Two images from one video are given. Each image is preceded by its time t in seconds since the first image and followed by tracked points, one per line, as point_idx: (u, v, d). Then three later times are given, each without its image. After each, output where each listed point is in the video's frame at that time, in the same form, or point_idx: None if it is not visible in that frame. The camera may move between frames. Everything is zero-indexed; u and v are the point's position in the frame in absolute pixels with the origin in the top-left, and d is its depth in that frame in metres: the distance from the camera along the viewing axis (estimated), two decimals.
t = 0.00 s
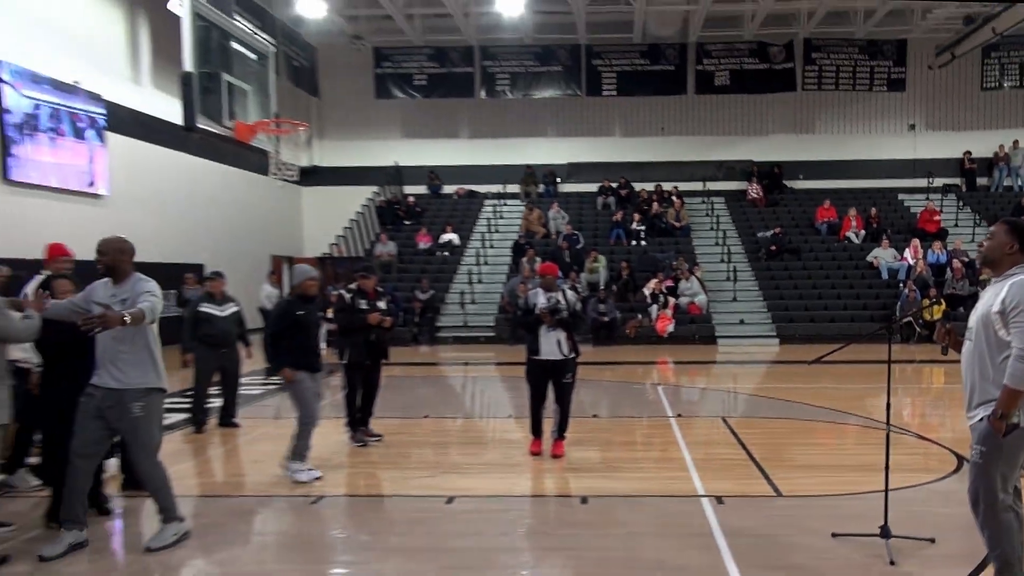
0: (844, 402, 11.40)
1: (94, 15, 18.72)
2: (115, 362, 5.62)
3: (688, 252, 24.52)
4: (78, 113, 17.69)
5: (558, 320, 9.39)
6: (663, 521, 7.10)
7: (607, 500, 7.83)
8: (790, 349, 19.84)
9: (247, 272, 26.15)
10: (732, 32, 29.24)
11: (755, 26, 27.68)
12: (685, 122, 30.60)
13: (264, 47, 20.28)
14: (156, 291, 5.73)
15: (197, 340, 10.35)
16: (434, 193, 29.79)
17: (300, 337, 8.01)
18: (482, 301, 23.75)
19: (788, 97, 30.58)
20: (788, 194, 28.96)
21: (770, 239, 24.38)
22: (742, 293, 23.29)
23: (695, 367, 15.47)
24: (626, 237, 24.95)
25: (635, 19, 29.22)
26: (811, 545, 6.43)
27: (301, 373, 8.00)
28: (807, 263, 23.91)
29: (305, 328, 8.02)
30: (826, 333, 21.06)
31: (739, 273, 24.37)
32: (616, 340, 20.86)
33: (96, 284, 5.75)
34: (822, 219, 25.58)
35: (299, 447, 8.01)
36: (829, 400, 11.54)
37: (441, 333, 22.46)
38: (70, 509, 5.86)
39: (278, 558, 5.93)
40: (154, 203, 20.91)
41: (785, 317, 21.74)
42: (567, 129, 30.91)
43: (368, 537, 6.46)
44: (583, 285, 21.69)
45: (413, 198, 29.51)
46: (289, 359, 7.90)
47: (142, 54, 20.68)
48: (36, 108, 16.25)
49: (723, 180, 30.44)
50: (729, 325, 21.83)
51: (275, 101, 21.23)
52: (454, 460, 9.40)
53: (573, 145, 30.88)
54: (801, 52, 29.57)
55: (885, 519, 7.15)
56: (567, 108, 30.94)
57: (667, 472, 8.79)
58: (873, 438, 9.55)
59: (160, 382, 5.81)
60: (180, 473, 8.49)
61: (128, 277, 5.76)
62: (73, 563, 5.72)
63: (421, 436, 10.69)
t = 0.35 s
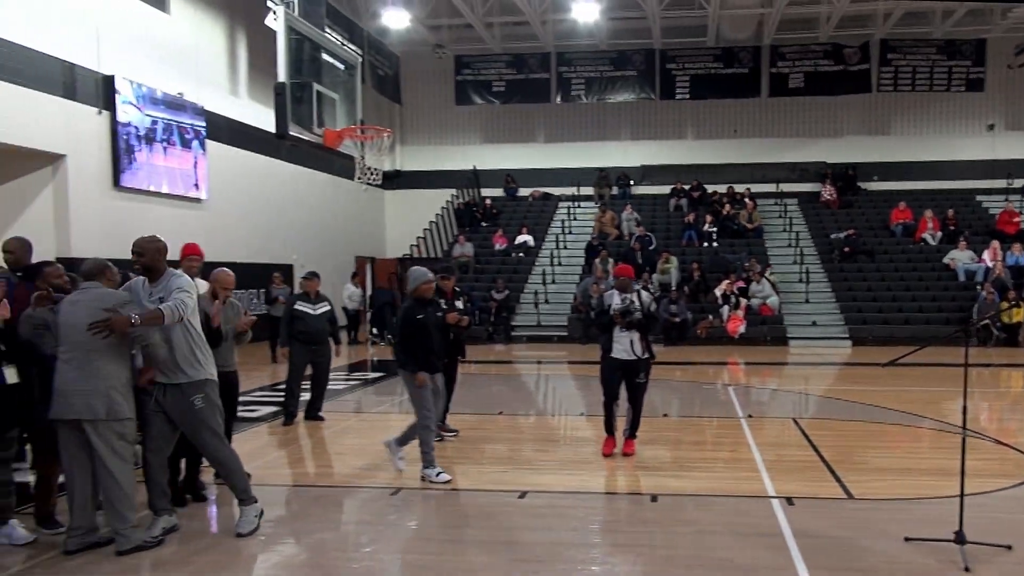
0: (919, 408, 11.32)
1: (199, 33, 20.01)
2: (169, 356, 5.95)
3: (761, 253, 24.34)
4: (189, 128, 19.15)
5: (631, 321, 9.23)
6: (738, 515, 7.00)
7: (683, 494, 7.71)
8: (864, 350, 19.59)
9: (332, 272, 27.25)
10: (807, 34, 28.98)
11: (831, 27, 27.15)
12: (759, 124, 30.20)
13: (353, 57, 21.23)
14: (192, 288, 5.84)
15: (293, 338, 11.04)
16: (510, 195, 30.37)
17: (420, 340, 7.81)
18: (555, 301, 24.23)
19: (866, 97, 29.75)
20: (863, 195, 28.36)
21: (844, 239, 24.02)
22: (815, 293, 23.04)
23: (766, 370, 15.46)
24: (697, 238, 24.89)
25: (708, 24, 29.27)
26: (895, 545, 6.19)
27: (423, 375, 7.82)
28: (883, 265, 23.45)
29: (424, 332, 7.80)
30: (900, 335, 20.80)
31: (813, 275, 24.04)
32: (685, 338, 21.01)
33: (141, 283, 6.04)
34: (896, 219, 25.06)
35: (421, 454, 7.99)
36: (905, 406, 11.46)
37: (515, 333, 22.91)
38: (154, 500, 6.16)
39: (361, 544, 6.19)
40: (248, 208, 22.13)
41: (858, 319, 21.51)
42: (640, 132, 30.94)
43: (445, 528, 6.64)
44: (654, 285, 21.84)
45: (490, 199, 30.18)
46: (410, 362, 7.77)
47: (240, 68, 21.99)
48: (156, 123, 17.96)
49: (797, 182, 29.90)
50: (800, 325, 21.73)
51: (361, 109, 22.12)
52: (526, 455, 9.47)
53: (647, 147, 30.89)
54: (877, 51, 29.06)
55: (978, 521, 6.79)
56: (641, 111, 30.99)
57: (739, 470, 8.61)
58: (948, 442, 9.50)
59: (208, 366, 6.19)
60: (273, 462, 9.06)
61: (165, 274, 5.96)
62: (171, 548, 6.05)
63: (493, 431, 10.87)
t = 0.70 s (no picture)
0: (951, 407, 11.20)
1: (234, 35, 20.37)
2: (198, 348, 6.11)
3: (791, 251, 24.10)
4: (226, 128, 19.61)
5: (657, 320, 9.17)
6: (766, 514, 6.98)
7: (710, 493, 7.70)
8: (895, 349, 19.36)
9: (364, 271, 27.54)
10: (839, 30, 28.66)
11: (863, 22, 26.78)
12: (791, 121, 29.91)
13: (384, 57, 21.48)
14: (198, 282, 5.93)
15: (325, 335, 11.21)
16: (539, 194, 30.39)
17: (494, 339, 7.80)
18: (584, 299, 24.28)
19: (899, 93, 29.29)
20: (896, 192, 27.95)
21: (878, 237, 23.67)
22: (847, 291, 22.75)
23: (796, 368, 15.36)
24: (727, 236, 24.68)
25: (739, 21, 29.06)
26: (925, 546, 6.14)
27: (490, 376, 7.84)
28: (917, 263, 23.07)
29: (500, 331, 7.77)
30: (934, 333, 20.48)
31: (845, 273, 23.74)
32: (714, 337, 20.91)
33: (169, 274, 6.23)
34: (930, 216, 24.62)
35: (460, 450, 8.08)
36: (937, 405, 11.33)
37: (544, 331, 22.97)
38: (189, 495, 6.35)
39: (391, 540, 6.30)
40: (281, 206, 22.46)
41: (890, 318, 21.25)
42: (669, 129, 30.81)
43: (473, 525, 6.72)
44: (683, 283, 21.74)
45: (519, 198, 30.29)
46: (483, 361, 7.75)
47: (274, 69, 22.32)
48: (196, 125, 18.41)
49: (828, 179, 29.57)
50: (831, 323, 21.50)
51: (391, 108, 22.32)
52: (553, 453, 9.51)
53: (676, 145, 30.75)
54: (910, 46, 28.67)
55: (1012, 523, 6.69)
56: (671, 108, 30.85)
57: (767, 469, 8.56)
58: (980, 441, 9.39)
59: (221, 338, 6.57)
60: (304, 458, 9.21)
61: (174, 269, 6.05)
62: (205, 541, 6.21)
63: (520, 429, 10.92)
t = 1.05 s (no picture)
0: (962, 405, 11.14)
1: (244, 33, 20.45)
2: (207, 347, 6.13)
3: (801, 248, 24.01)
4: (238, 127, 19.77)
5: (661, 317, 9.17)
6: (776, 513, 6.96)
7: (720, 490, 7.69)
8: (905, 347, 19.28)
9: (372, 268, 27.62)
10: (849, 26, 28.53)
11: (873, 18, 26.63)
12: (800, 117, 29.79)
13: (394, 55, 21.52)
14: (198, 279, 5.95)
15: (334, 332, 11.24)
16: (547, 191, 30.48)
17: (551, 336, 7.73)
18: (592, 297, 24.33)
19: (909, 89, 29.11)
20: (906, 188, 27.82)
21: (888, 233, 23.55)
22: (856, 289, 22.64)
23: (805, 366, 15.32)
24: (736, 233, 24.61)
25: (747, 18, 28.97)
26: (936, 545, 6.11)
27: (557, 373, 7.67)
28: (927, 260, 22.95)
29: (557, 326, 7.71)
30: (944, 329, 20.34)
31: (854, 270, 23.64)
32: (722, 335, 20.87)
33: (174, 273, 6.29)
34: (940, 213, 24.48)
35: (546, 444, 7.80)
36: (948, 403, 11.28)
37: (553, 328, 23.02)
38: (199, 491, 6.39)
39: (400, 537, 6.32)
40: (290, 204, 22.55)
41: (900, 315, 21.15)
42: (678, 126, 30.77)
43: (481, 522, 6.73)
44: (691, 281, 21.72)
45: (528, 196, 30.33)
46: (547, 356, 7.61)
47: (284, 68, 22.39)
48: (207, 124, 18.54)
49: (837, 176, 29.43)
50: (841, 320, 21.40)
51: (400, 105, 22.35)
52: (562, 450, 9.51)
53: (684, 142, 30.70)
54: (920, 42, 28.53)
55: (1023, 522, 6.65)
56: (680, 105, 30.80)
57: (777, 467, 8.54)
58: (991, 439, 9.34)
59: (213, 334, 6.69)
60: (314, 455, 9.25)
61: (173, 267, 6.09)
62: (215, 538, 6.26)
63: (529, 426, 10.92)
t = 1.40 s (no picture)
0: (948, 401, 11.23)
1: (230, 30, 20.29)
2: (196, 346, 6.06)
3: (788, 246, 24.10)
4: (224, 124, 19.64)
5: (640, 313, 9.10)
6: (763, 509, 6.98)
7: (708, 487, 7.71)
8: (892, 344, 19.40)
9: (360, 267, 27.52)
10: (835, 25, 28.70)
11: (860, 16, 26.77)
12: (788, 116, 29.94)
13: (381, 52, 21.44)
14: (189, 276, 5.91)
15: (320, 331, 11.17)
16: (536, 188, 30.48)
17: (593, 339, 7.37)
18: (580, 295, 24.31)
19: (895, 87, 29.29)
20: (892, 186, 27.99)
21: (875, 231, 23.67)
22: (843, 286, 22.78)
23: (793, 363, 15.38)
24: (723, 231, 24.67)
25: (735, 16, 29.06)
26: (923, 540, 6.14)
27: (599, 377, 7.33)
28: (913, 257, 23.12)
29: (599, 329, 7.33)
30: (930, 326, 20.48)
31: (841, 268, 23.76)
32: (711, 332, 20.91)
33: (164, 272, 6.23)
34: (926, 211, 24.65)
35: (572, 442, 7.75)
36: (934, 400, 11.36)
37: (541, 326, 23.02)
38: (187, 491, 6.33)
39: (388, 536, 6.29)
40: (276, 202, 22.40)
41: (887, 312, 21.29)
42: (665, 124, 30.82)
43: (469, 521, 6.71)
44: (679, 278, 21.77)
45: (516, 193, 30.30)
46: (585, 359, 7.28)
47: (270, 64, 22.25)
48: (193, 121, 18.41)
49: (824, 174, 29.55)
50: (828, 318, 21.51)
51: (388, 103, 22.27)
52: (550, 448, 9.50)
53: (672, 140, 30.76)
54: (906, 41, 28.73)
55: (1008, 517, 6.71)
56: (668, 103, 30.87)
57: (764, 464, 8.57)
58: (976, 436, 9.41)
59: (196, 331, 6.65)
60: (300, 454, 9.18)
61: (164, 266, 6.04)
62: (202, 538, 6.20)
63: (517, 425, 10.90)
